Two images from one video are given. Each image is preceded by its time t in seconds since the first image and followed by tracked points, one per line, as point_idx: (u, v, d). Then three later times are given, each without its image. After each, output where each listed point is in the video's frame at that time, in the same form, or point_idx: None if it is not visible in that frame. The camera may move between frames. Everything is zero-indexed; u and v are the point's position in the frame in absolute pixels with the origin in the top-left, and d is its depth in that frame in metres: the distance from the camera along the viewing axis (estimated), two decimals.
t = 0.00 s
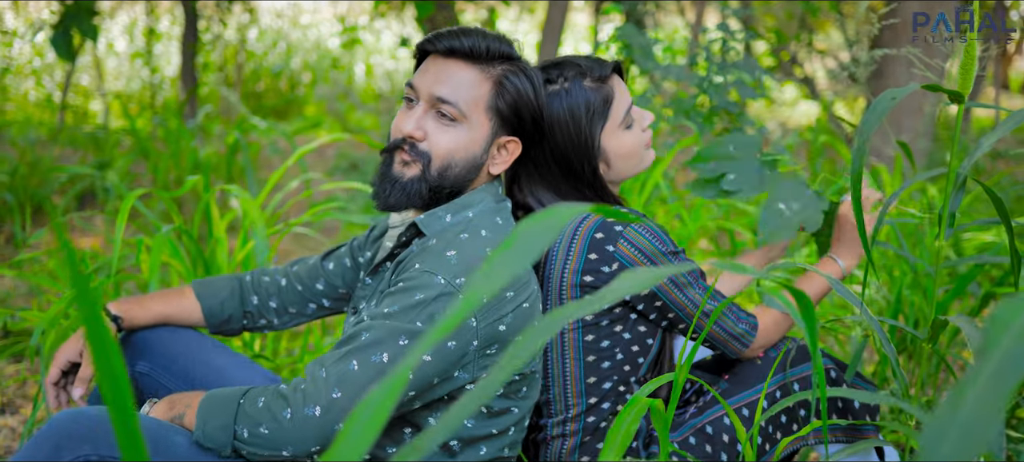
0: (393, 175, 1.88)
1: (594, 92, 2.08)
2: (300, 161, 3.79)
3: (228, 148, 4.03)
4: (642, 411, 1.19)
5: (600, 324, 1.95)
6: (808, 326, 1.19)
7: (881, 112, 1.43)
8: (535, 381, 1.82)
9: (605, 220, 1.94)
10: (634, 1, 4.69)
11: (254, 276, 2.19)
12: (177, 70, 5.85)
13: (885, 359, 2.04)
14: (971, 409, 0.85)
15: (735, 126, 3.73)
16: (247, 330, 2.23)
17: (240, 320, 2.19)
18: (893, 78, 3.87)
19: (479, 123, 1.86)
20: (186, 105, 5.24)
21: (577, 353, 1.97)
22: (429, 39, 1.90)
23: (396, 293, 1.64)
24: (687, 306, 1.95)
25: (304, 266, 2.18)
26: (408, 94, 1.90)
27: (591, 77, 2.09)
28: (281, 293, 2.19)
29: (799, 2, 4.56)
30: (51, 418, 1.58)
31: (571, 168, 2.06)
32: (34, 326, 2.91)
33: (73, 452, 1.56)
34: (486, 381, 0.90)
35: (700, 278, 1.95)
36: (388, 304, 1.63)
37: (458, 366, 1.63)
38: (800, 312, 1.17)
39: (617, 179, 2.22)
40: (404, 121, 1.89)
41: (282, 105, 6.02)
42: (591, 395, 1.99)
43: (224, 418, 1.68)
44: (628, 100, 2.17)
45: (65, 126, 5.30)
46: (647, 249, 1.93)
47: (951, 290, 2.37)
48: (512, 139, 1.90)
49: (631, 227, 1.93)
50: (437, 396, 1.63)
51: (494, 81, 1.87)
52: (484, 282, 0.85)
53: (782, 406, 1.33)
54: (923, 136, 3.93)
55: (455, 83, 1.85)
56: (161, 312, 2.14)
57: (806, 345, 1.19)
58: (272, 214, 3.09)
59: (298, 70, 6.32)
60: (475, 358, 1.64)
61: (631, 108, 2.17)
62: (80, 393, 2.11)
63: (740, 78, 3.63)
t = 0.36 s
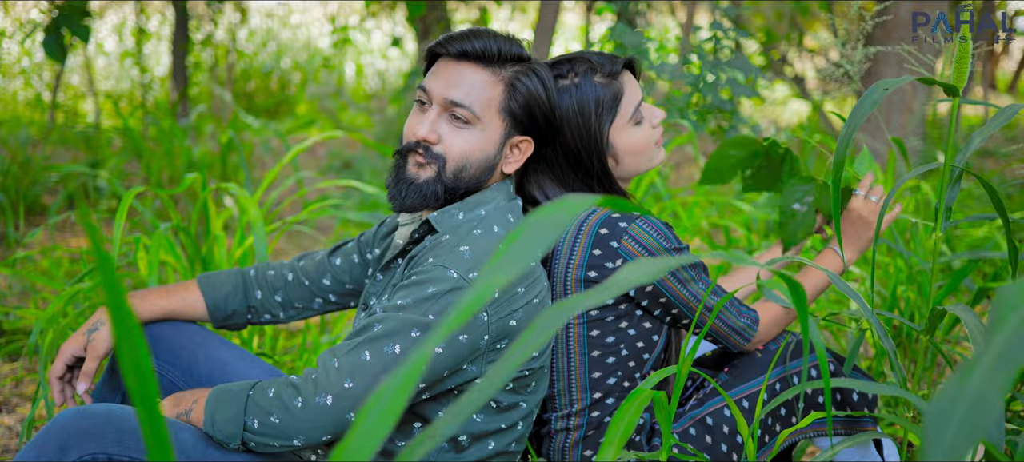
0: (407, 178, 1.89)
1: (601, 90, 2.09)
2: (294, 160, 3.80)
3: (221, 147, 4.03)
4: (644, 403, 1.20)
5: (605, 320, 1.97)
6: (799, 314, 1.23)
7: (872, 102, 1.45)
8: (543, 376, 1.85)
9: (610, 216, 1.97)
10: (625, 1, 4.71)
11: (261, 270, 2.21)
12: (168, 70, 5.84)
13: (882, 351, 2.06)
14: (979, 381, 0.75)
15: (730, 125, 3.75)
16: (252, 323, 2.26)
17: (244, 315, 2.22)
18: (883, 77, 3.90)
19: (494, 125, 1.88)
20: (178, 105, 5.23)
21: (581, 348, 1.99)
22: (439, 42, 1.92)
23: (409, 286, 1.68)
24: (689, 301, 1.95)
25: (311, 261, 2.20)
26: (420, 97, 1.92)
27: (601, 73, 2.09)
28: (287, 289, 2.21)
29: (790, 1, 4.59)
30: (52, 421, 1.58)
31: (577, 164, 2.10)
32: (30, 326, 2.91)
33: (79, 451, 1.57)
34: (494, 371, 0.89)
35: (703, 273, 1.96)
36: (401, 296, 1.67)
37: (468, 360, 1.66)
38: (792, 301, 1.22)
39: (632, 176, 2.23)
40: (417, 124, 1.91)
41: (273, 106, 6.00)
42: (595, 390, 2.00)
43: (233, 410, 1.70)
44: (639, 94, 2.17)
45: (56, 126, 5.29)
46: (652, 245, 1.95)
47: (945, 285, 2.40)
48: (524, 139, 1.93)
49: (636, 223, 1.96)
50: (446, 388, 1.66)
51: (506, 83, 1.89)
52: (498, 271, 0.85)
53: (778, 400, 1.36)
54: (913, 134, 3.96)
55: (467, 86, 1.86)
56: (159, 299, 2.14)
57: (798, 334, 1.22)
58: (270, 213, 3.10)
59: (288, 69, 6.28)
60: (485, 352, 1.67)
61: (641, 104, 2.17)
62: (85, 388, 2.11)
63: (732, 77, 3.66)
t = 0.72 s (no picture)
0: (399, 208, 1.78)
1: (552, 66, 2.21)
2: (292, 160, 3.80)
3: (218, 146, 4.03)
4: (657, 397, 1.22)
5: (592, 325, 1.99)
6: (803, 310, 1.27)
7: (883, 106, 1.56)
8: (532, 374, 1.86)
9: (591, 224, 1.98)
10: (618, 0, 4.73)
11: (251, 256, 2.19)
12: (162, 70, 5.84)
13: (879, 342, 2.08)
14: (978, 369, 0.91)
15: (726, 124, 3.78)
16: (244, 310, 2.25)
17: (240, 301, 2.20)
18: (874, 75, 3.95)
19: (472, 125, 1.84)
20: (173, 105, 5.21)
21: (570, 353, 2.00)
22: (391, 55, 1.82)
23: (395, 300, 1.65)
24: (678, 309, 1.98)
25: (293, 245, 2.18)
26: (387, 120, 1.81)
27: (548, 55, 2.23)
28: (271, 275, 2.19)
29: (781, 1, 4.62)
30: (62, 426, 1.59)
31: (546, 145, 2.15)
32: (28, 326, 2.91)
33: (95, 453, 1.58)
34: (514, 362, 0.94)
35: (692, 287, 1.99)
36: (391, 309, 1.63)
37: (465, 363, 1.64)
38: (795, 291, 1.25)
39: (610, 160, 2.25)
40: (398, 149, 1.80)
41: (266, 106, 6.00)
42: (586, 393, 2.02)
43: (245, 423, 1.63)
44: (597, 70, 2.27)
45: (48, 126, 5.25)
46: (638, 247, 1.96)
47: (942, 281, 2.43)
48: (495, 127, 1.93)
49: (618, 230, 1.96)
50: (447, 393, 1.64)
51: (474, 81, 1.83)
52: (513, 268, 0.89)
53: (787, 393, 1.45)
54: (905, 132, 4.00)
55: (442, 96, 1.79)
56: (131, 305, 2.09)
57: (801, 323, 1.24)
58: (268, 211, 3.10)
59: (279, 69, 6.29)
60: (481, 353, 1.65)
61: (599, 82, 2.26)
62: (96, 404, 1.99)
63: (728, 76, 3.68)
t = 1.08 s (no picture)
0: (413, 216, 1.71)
1: (517, 69, 2.21)
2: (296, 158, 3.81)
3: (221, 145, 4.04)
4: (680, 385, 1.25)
5: (558, 325, 2.02)
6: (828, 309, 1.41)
7: (890, 98, 1.61)
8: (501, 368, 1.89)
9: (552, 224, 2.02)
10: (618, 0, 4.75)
11: (100, 283, 1.92)
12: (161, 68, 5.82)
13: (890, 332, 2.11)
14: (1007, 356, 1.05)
15: (730, 122, 3.81)
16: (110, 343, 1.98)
17: (100, 335, 1.93)
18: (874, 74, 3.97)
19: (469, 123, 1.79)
20: (173, 105, 5.22)
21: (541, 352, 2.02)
22: (396, 60, 1.68)
23: (446, 301, 1.68)
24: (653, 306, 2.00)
25: (149, 264, 1.94)
26: (403, 130, 1.69)
27: (519, 56, 2.23)
28: (131, 301, 1.94)
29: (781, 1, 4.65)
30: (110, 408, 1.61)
31: (502, 147, 2.18)
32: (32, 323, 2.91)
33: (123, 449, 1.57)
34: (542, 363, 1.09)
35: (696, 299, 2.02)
36: (453, 308, 1.66)
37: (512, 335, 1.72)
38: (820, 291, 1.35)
39: (572, 166, 2.25)
40: (421, 159, 1.69)
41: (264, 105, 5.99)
42: (563, 390, 2.03)
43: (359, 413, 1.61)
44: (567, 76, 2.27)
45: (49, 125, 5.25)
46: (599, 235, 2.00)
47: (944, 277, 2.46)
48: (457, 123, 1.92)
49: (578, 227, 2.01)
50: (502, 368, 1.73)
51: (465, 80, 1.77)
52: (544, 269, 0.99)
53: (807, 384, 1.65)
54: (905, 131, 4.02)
55: (453, 99, 1.73)
56: None
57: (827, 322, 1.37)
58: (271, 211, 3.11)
59: (275, 69, 6.21)
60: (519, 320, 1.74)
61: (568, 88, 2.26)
62: None
63: (730, 76, 3.71)
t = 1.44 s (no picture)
0: (427, 192, 1.73)
1: (541, 70, 2.21)
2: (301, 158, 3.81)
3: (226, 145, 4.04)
4: (696, 384, 1.25)
5: (568, 320, 2.02)
6: (855, 309, 1.41)
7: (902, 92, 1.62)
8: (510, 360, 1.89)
9: (560, 219, 2.03)
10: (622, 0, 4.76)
11: (145, 333, 1.82)
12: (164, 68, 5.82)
13: (900, 328, 2.10)
14: None
15: (736, 121, 3.82)
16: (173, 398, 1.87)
17: (162, 387, 1.82)
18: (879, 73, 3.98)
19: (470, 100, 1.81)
20: (176, 105, 5.21)
21: (551, 348, 2.02)
22: (399, 40, 1.68)
23: (469, 270, 1.73)
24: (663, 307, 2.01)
25: (185, 297, 1.85)
26: (413, 107, 1.70)
27: (543, 55, 2.23)
28: (184, 337, 1.84)
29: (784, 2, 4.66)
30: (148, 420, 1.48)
31: (518, 144, 2.20)
32: (41, 322, 2.92)
33: None
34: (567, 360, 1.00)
35: (705, 301, 2.04)
36: (478, 275, 1.72)
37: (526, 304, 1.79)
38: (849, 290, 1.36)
39: (589, 166, 2.25)
40: (431, 134, 1.71)
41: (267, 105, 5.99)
42: (573, 386, 2.03)
43: (393, 399, 1.67)
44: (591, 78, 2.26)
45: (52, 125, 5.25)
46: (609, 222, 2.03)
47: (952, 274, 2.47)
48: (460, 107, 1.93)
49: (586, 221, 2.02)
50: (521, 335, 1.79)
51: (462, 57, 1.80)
52: (577, 261, 0.93)
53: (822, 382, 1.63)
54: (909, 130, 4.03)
55: (455, 73, 1.76)
56: (67, 447, 1.65)
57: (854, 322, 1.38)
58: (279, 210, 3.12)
59: (276, 69, 6.21)
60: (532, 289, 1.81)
61: (591, 91, 2.25)
62: None
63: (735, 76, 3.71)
